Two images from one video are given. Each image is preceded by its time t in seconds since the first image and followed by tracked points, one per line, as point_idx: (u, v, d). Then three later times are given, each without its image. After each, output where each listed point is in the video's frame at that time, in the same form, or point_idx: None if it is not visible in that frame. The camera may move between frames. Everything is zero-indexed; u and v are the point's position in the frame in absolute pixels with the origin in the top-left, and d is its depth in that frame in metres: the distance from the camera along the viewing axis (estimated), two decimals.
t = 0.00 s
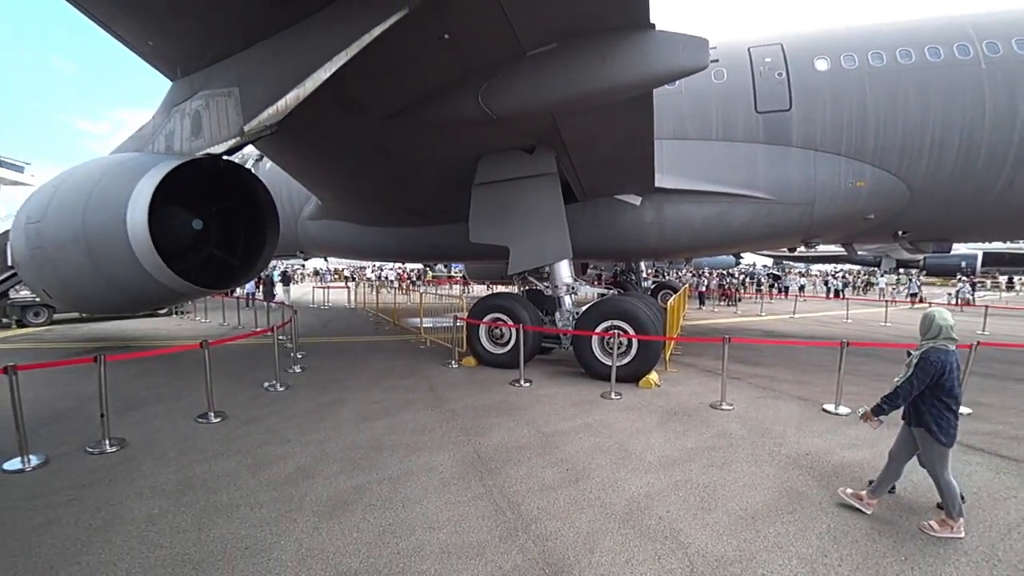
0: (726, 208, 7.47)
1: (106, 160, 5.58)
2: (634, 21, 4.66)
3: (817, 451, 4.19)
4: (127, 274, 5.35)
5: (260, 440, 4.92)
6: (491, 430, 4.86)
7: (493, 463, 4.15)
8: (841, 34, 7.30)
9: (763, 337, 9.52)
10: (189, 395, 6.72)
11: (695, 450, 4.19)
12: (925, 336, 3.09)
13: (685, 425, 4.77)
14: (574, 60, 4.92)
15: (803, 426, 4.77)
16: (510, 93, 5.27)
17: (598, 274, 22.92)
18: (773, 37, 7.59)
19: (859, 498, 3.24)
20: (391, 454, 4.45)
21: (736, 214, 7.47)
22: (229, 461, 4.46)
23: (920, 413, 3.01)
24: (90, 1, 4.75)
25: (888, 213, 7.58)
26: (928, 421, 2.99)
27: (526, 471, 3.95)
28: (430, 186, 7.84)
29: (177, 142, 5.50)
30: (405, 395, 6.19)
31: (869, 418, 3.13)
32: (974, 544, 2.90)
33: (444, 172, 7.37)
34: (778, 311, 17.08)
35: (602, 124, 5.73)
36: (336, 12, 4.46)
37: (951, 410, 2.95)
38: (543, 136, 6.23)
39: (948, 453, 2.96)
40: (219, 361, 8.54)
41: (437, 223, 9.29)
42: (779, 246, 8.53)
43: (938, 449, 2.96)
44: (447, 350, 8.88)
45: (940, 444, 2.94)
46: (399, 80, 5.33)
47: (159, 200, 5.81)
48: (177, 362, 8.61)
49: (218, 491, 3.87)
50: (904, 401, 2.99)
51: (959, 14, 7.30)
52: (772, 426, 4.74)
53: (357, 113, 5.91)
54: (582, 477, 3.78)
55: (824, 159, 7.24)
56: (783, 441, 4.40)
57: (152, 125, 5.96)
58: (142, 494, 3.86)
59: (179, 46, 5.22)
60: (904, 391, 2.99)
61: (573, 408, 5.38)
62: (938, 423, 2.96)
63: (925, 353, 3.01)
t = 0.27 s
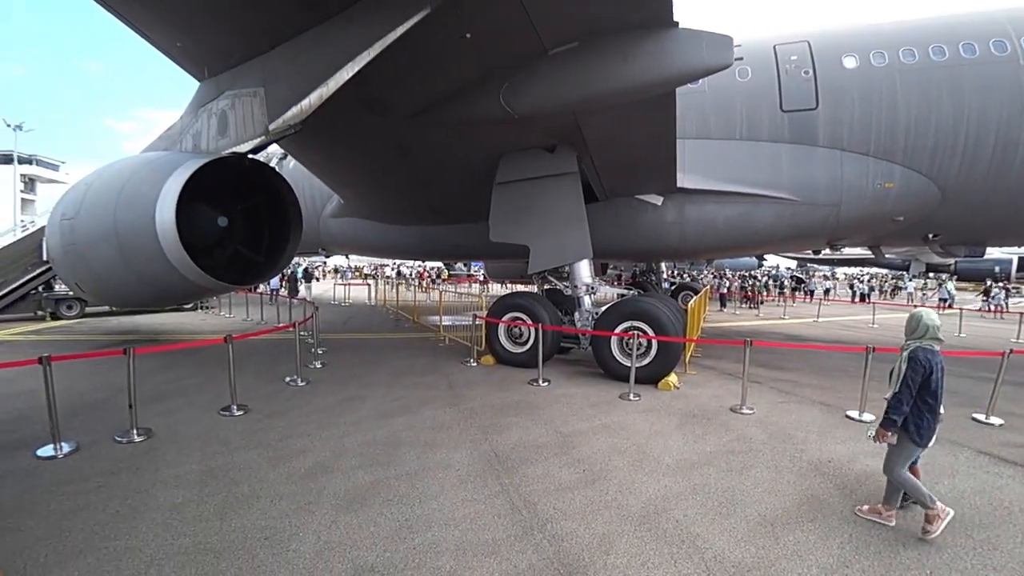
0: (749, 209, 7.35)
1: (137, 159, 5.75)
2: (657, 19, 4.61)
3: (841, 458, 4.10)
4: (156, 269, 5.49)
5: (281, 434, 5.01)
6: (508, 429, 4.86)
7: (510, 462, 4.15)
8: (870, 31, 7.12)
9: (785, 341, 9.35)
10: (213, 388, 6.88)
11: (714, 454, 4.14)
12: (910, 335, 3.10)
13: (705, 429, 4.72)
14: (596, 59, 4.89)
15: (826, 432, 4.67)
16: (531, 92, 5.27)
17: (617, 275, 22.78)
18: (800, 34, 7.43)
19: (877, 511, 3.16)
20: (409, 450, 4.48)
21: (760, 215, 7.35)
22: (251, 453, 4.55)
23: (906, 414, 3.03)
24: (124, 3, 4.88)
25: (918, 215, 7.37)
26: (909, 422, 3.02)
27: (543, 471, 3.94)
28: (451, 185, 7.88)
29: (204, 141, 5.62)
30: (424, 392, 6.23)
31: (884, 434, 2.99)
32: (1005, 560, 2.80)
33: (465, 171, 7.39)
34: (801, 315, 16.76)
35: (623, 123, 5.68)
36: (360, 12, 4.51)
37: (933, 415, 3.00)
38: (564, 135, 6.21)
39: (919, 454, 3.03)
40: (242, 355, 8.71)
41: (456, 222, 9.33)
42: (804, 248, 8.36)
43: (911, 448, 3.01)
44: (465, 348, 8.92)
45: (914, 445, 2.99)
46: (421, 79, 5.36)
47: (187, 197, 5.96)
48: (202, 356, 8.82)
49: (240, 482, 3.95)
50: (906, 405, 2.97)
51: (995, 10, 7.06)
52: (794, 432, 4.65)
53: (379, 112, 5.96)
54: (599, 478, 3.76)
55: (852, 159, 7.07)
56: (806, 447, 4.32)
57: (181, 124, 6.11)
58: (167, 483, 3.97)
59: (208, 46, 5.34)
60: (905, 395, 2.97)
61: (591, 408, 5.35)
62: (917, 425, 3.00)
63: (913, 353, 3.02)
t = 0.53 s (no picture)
0: (774, 207, 7.22)
1: (166, 160, 5.90)
2: (681, 14, 4.55)
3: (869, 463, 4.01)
4: (185, 267, 5.64)
5: (305, 429, 5.10)
6: (529, 428, 4.87)
7: (530, 460, 4.16)
8: (901, 22, 6.91)
9: (811, 342, 9.16)
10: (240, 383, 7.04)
11: (737, 456, 4.08)
12: (900, 336, 3.01)
13: (728, 430, 4.66)
14: (618, 56, 4.85)
15: (853, 436, 4.57)
16: (552, 90, 5.25)
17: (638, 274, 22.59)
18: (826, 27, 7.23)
19: (841, 510, 3.08)
20: (430, 447, 4.52)
21: (785, 213, 7.21)
22: (276, 448, 4.64)
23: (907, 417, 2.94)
24: (155, 8, 5.01)
25: (951, 213, 7.15)
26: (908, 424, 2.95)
27: (563, 470, 3.94)
28: (472, 184, 7.90)
29: (231, 142, 5.74)
30: (445, 390, 6.28)
31: (908, 444, 2.84)
32: None
33: (485, 170, 7.41)
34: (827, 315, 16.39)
35: (645, 121, 5.63)
36: (383, 12, 4.55)
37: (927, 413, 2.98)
38: (585, 133, 6.17)
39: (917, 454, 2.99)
40: (267, 351, 8.90)
41: (477, 221, 9.37)
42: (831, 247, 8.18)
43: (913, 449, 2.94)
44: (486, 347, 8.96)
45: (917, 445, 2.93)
46: (442, 79, 5.39)
47: (215, 198, 6.11)
48: (229, 352, 9.03)
49: (265, 476, 4.04)
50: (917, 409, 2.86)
51: None
52: (819, 435, 4.56)
53: (401, 112, 6.02)
54: (620, 479, 3.74)
55: (882, 155, 6.88)
56: (832, 450, 4.23)
57: (208, 126, 6.25)
58: (196, 474, 4.08)
59: (235, 49, 5.45)
60: (915, 399, 2.85)
61: (612, 408, 5.33)
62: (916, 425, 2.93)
63: (905, 354, 2.93)
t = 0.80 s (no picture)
0: (803, 205, 7.06)
1: (197, 163, 6.06)
2: (706, 8, 4.48)
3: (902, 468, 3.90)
4: (216, 267, 5.78)
5: (331, 425, 5.19)
6: (552, 427, 4.87)
7: (553, 459, 4.16)
8: (936, 11, 6.67)
9: (842, 343, 8.93)
10: (268, 380, 7.20)
11: (765, 459, 4.01)
12: (896, 334, 2.96)
13: (754, 432, 4.58)
14: (642, 52, 4.81)
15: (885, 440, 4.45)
16: (574, 88, 5.23)
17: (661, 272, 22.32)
18: (856, 17, 7.00)
19: (859, 519, 3.04)
20: (454, 445, 4.56)
21: (815, 210, 7.05)
22: (303, 443, 4.73)
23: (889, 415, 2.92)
24: (187, 14, 5.15)
25: (990, 209, 6.90)
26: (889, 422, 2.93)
27: (585, 470, 3.93)
28: (494, 183, 7.92)
29: (259, 144, 5.87)
30: (468, 388, 6.32)
31: (879, 440, 2.88)
32: None
33: (508, 169, 7.42)
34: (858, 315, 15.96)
35: (669, 117, 5.56)
36: (407, 14, 4.59)
37: (919, 416, 2.90)
38: (608, 131, 6.13)
39: (900, 454, 2.96)
40: (295, 349, 9.08)
41: (500, 220, 9.39)
42: (863, 245, 7.96)
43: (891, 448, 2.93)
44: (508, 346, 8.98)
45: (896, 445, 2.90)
46: (465, 79, 5.41)
47: (244, 200, 6.24)
48: (258, 349, 9.24)
49: (292, 471, 4.13)
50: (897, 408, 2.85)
51: None
52: (850, 438, 4.45)
53: (425, 113, 6.07)
54: (644, 479, 3.71)
55: (916, 150, 6.67)
56: (864, 454, 4.12)
57: (237, 129, 6.40)
58: (227, 468, 4.19)
59: (263, 54, 5.57)
60: (896, 398, 2.84)
61: (636, 408, 5.29)
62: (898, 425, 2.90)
63: (897, 352, 2.89)
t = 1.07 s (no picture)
0: (832, 203, 6.89)
1: (227, 165, 6.21)
2: (733, 3, 4.41)
3: (937, 476, 3.78)
4: (244, 266, 5.92)
5: (355, 422, 5.27)
6: (574, 427, 4.85)
7: (575, 459, 4.15)
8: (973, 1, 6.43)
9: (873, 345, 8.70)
10: (294, 376, 7.35)
11: (792, 462, 3.93)
12: (890, 333, 2.99)
13: (781, 435, 4.50)
14: (666, 49, 4.75)
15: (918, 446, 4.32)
16: (597, 86, 5.19)
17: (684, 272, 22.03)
18: (888, 8, 6.75)
19: (891, 527, 2.94)
20: (476, 443, 4.59)
21: (844, 209, 6.87)
22: (328, 440, 4.81)
23: (882, 413, 2.91)
24: (217, 19, 5.27)
25: None
26: (888, 421, 2.90)
27: (608, 470, 3.91)
28: (516, 182, 7.93)
29: (286, 146, 5.98)
30: (490, 387, 6.34)
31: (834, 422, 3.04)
32: None
33: (530, 168, 7.41)
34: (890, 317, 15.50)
35: (694, 115, 5.49)
36: (431, 14, 4.62)
37: (914, 414, 2.84)
38: (632, 129, 6.07)
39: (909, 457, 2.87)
40: (320, 347, 9.24)
41: (522, 219, 9.39)
42: (895, 245, 7.74)
43: (894, 449, 2.87)
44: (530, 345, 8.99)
45: (898, 445, 2.85)
46: (487, 78, 5.43)
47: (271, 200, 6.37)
48: (284, 346, 9.43)
49: (317, 466, 4.20)
50: (870, 402, 2.89)
51: None
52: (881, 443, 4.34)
53: (447, 113, 6.11)
54: (668, 481, 3.67)
55: (952, 145, 6.44)
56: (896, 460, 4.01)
57: (264, 131, 6.53)
58: (254, 462, 4.28)
59: (290, 57, 5.67)
60: (870, 392, 2.88)
61: (659, 409, 5.24)
62: (897, 424, 2.86)
63: (887, 351, 2.91)
